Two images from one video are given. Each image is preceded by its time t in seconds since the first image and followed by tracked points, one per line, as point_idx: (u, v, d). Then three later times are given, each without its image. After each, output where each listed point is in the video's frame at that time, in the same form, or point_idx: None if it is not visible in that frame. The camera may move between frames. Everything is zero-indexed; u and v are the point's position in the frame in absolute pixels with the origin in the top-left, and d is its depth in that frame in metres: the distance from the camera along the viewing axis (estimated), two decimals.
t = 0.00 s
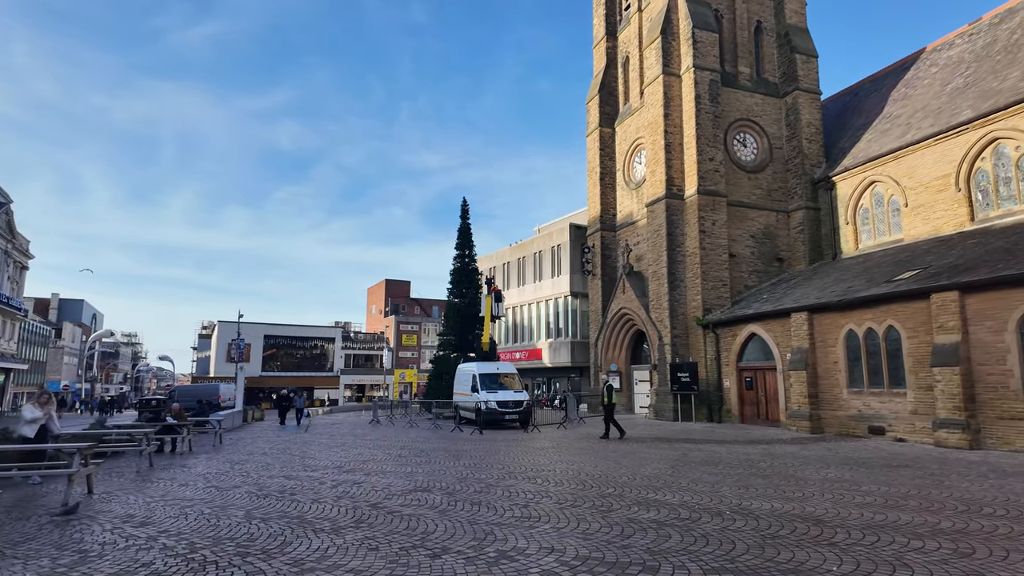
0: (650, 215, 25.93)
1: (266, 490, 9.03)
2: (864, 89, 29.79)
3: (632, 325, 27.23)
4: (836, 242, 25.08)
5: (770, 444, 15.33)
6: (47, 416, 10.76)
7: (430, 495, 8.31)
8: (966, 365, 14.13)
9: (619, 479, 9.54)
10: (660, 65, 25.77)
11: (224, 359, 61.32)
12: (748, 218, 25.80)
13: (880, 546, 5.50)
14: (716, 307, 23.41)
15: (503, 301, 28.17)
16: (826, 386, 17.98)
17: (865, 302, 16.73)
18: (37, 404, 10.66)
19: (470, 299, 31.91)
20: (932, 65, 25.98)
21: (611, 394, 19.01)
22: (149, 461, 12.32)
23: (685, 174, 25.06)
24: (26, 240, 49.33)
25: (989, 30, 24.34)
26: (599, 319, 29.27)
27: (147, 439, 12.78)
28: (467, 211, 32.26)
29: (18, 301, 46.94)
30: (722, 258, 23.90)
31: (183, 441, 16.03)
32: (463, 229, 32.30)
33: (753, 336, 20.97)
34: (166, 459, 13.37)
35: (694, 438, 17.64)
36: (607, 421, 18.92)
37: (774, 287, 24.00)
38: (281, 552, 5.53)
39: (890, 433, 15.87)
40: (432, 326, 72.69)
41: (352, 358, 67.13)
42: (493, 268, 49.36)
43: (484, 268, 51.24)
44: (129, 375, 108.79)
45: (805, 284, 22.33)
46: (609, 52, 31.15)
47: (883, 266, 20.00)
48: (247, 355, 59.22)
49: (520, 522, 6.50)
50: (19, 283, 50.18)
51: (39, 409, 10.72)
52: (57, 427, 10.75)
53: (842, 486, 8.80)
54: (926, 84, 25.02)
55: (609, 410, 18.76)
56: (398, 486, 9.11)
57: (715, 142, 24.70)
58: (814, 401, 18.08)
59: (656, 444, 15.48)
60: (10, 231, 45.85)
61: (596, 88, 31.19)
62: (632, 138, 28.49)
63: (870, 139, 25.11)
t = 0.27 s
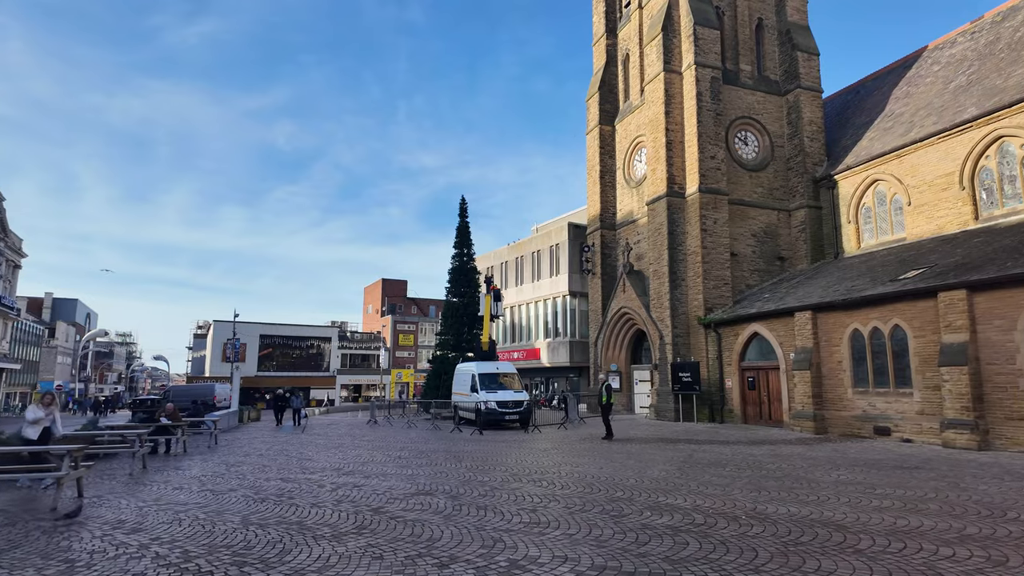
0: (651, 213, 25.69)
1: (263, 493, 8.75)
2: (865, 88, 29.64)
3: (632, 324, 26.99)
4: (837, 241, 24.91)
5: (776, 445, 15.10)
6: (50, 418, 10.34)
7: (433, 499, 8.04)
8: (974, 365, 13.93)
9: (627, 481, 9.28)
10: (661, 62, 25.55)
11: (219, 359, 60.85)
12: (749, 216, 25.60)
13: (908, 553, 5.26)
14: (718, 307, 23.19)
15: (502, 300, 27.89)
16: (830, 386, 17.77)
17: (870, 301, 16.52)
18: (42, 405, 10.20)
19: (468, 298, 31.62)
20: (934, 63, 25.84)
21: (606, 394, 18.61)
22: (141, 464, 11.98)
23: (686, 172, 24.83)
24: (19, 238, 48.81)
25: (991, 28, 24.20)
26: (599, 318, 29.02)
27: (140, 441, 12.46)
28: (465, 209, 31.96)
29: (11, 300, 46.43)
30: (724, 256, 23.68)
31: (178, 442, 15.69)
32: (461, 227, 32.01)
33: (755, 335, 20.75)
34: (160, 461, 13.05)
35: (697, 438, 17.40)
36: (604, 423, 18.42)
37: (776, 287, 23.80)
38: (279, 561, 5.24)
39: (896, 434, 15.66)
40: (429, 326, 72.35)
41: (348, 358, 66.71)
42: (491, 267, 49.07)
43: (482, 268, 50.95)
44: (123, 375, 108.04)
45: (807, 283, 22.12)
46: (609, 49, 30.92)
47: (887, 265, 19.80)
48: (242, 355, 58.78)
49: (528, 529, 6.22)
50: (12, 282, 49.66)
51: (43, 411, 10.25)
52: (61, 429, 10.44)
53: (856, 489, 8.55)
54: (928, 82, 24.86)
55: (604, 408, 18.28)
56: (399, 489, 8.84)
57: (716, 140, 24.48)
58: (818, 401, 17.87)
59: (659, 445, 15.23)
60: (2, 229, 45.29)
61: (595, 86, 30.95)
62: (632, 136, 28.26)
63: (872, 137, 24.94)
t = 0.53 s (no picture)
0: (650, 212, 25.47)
1: (257, 497, 8.44)
2: (863, 87, 29.54)
3: (631, 324, 26.77)
4: (837, 240, 24.76)
5: (779, 446, 14.88)
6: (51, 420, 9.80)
7: (434, 503, 7.76)
8: (980, 365, 13.76)
9: (632, 484, 9.03)
10: (660, 60, 25.34)
11: (213, 359, 60.28)
12: (749, 215, 25.42)
13: (935, 561, 5.01)
14: (717, 306, 22.99)
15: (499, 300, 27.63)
16: (832, 386, 17.57)
17: (874, 300, 16.33)
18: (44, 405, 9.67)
19: (465, 298, 31.33)
20: (933, 62, 25.74)
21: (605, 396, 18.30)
22: (132, 466, 11.65)
23: (685, 170, 24.63)
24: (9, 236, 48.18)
25: (991, 27, 24.12)
26: (597, 318, 28.79)
27: (130, 443, 12.12)
28: (462, 207, 31.66)
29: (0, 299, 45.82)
30: (724, 256, 23.47)
31: (170, 444, 15.34)
32: (458, 226, 31.71)
33: (756, 335, 20.56)
34: (151, 463, 12.71)
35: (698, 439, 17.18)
36: (599, 424, 18.12)
37: (776, 286, 23.62)
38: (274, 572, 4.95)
39: (900, 434, 15.48)
40: (424, 326, 71.99)
41: (343, 358, 66.21)
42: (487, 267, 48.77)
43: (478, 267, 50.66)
44: (115, 375, 107.11)
45: (808, 282, 21.94)
46: (608, 47, 30.70)
47: (889, 264, 19.63)
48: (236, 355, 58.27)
49: (535, 535, 5.95)
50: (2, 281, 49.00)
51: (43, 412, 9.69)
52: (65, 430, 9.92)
53: (869, 492, 8.32)
54: (928, 81, 24.75)
55: (602, 409, 17.91)
56: (398, 493, 8.55)
57: (716, 138, 24.28)
58: (820, 401, 17.68)
59: (661, 446, 14.98)
60: None
61: (594, 84, 30.73)
62: (631, 135, 28.04)
63: (872, 136, 24.81)
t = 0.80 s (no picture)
0: (650, 209, 25.20)
1: (252, 500, 8.13)
2: (864, 84, 29.34)
3: (631, 322, 26.50)
4: (839, 238, 24.54)
5: (784, 445, 14.65)
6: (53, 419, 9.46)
7: (436, 506, 7.46)
8: (989, 362, 13.53)
9: (640, 485, 8.75)
10: (661, 55, 25.08)
11: (208, 358, 59.83)
12: (750, 213, 25.19)
13: (970, 569, 4.74)
14: (719, 304, 22.74)
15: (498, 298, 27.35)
16: (837, 385, 17.34)
17: (879, 298, 16.10)
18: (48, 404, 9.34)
19: (463, 296, 31.04)
20: (935, 58, 25.55)
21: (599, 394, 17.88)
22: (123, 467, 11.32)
23: (686, 167, 24.38)
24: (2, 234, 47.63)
25: (994, 23, 23.94)
26: (597, 317, 28.53)
27: (121, 443, 11.79)
28: (461, 205, 31.35)
29: None
30: (725, 253, 23.23)
31: (163, 444, 15.01)
32: (456, 224, 31.42)
33: (759, 333, 20.32)
34: (144, 464, 12.37)
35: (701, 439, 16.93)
36: (597, 425, 17.69)
37: (777, 284, 23.40)
38: None
39: (907, 434, 15.26)
40: (422, 325, 71.64)
41: (340, 358, 65.88)
42: (485, 265, 48.47)
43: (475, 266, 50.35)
44: (110, 375, 106.45)
45: (810, 280, 21.73)
46: (607, 43, 30.43)
47: (894, 262, 19.40)
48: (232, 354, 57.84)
49: (545, 540, 5.66)
50: None
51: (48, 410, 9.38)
52: (70, 430, 9.68)
53: (885, 493, 8.06)
54: (931, 77, 24.56)
55: (598, 409, 17.42)
56: (398, 495, 8.25)
57: (717, 134, 24.04)
58: (824, 400, 17.44)
59: (664, 446, 14.72)
60: None
61: (593, 80, 30.46)
62: (631, 131, 27.77)
63: (874, 133, 24.60)
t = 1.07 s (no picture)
0: (653, 207, 24.93)
1: (250, 506, 7.83)
2: (868, 81, 29.09)
3: (633, 322, 26.23)
4: (844, 237, 24.29)
5: (793, 447, 14.37)
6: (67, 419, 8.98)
7: (441, 513, 7.17)
8: (1002, 363, 13.27)
9: (651, 490, 8.47)
10: (664, 52, 24.80)
11: (206, 358, 59.44)
12: (754, 211, 24.93)
13: None
14: (724, 304, 22.48)
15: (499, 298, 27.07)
16: (845, 386, 17.08)
17: (889, 297, 15.85)
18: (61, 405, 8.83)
19: (464, 296, 30.74)
20: (941, 55, 25.31)
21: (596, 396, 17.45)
22: (118, 470, 11.01)
23: (690, 165, 24.11)
24: None
25: (1000, 20, 23.70)
26: (599, 317, 28.25)
27: (116, 446, 11.48)
28: (461, 204, 31.05)
29: None
30: (730, 252, 22.96)
31: (160, 447, 14.70)
32: (456, 223, 31.12)
33: (764, 333, 20.06)
34: (139, 467, 12.05)
35: (707, 440, 16.65)
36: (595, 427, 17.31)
37: (782, 283, 23.16)
38: None
39: (917, 435, 15.00)
40: (420, 325, 71.33)
41: (339, 358, 65.55)
42: (485, 265, 48.15)
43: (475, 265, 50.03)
44: (107, 375, 105.95)
45: (815, 279, 21.48)
46: (609, 41, 30.15)
47: (901, 260, 19.13)
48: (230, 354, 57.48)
49: (558, 551, 5.38)
50: None
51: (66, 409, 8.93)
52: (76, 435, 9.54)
53: (906, 499, 7.79)
54: (936, 75, 24.31)
55: (596, 409, 17.00)
56: (402, 501, 7.96)
57: (721, 132, 23.77)
58: (832, 401, 17.17)
59: (671, 448, 14.44)
60: None
61: (595, 78, 30.17)
62: (634, 129, 27.50)
63: (880, 131, 24.35)
